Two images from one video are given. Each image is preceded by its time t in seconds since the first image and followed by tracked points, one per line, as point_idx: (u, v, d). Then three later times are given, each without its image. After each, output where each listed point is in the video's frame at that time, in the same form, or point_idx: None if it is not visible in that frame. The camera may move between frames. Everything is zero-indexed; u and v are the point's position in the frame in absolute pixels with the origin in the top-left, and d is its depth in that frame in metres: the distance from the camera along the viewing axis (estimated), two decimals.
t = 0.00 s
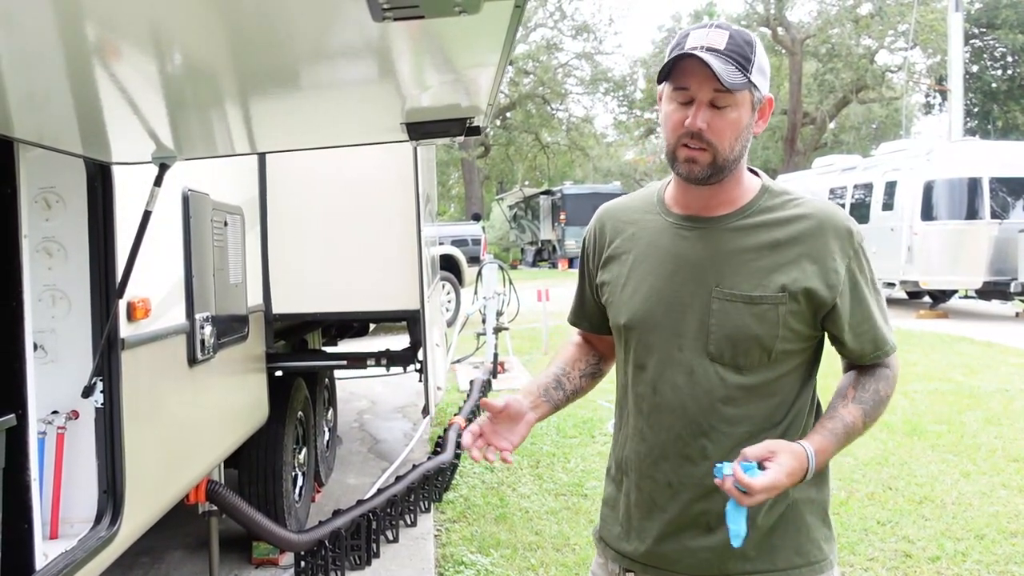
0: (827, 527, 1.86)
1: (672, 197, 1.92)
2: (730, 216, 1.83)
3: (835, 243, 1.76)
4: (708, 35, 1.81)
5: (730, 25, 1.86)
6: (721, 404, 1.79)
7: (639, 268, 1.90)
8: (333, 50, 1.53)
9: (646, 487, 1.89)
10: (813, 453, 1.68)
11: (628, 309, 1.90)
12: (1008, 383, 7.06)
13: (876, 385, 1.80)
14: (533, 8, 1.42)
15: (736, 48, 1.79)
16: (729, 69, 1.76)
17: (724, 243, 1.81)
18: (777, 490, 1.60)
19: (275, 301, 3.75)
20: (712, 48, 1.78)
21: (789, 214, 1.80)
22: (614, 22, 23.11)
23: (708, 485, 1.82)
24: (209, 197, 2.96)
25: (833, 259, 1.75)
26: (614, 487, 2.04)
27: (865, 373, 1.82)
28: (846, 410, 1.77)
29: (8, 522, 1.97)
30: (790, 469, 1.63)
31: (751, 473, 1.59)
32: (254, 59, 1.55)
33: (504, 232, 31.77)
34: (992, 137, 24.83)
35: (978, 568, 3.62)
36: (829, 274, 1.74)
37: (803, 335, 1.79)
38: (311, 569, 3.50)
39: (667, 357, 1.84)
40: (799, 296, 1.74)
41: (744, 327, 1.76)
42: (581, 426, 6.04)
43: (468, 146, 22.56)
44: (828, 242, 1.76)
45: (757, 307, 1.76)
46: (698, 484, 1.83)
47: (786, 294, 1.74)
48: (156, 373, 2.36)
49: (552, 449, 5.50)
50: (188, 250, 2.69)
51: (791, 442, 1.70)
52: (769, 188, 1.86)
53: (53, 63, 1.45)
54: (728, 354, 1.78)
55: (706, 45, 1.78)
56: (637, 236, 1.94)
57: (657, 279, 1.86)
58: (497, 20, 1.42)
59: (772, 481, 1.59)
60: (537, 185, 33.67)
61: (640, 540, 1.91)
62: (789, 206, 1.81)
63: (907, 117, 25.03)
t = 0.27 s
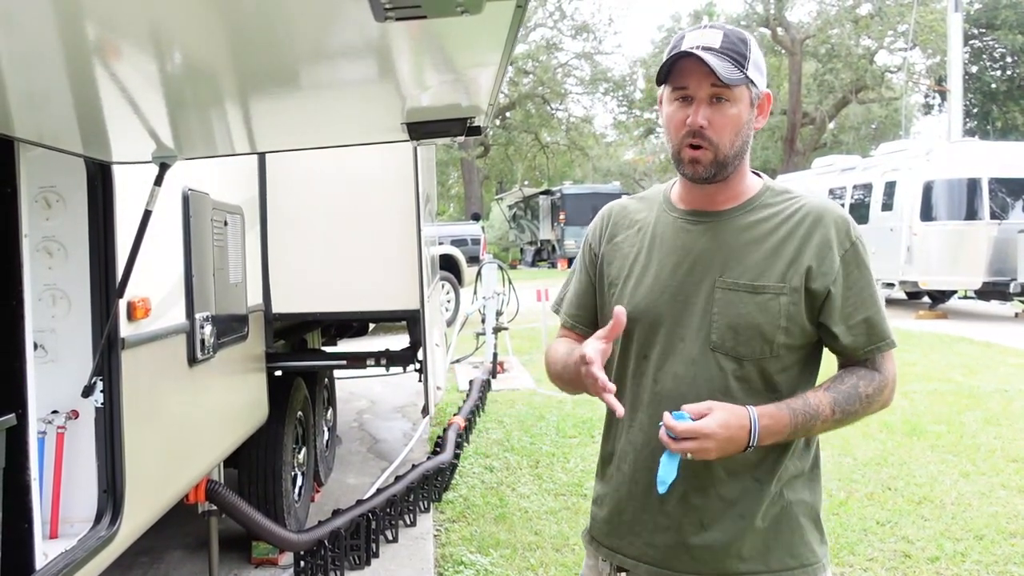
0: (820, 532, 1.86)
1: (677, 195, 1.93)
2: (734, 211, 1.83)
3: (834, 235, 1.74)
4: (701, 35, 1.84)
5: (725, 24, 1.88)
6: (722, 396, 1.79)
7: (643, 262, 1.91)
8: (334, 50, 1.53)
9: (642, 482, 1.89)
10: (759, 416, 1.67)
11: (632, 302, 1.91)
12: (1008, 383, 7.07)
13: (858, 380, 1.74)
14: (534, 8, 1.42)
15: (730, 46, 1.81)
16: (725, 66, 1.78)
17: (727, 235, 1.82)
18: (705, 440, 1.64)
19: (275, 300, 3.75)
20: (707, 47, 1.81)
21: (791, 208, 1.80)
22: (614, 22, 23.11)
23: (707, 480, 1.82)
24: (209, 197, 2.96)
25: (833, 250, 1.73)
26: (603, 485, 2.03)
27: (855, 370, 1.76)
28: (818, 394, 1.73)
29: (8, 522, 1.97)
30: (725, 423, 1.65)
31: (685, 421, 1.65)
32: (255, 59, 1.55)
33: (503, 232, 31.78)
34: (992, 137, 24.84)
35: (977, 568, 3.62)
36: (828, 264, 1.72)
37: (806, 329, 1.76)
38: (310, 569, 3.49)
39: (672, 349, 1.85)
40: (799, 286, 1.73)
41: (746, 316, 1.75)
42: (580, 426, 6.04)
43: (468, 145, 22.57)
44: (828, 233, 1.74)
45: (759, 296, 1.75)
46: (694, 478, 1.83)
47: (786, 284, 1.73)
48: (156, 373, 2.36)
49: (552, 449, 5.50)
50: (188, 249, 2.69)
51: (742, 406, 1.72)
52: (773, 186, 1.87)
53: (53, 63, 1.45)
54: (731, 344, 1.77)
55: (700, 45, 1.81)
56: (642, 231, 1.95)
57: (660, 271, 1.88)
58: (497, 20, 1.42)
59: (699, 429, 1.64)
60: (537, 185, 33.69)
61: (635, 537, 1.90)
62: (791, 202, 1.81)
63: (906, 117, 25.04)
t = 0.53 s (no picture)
0: (812, 528, 1.89)
1: (676, 195, 1.92)
2: (736, 212, 1.84)
3: (837, 238, 1.78)
4: (697, 34, 1.85)
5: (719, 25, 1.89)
6: (730, 398, 1.79)
7: (644, 263, 1.89)
8: (332, 50, 1.53)
9: (644, 483, 1.89)
10: (771, 417, 1.69)
11: (634, 303, 1.88)
12: (1005, 383, 7.07)
13: (854, 380, 1.79)
14: (532, 9, 1.42)
15: (724, 43, 1.82)
16: (718, 61, 1.79)
17: (732, 236, 1.82)
18: (726, 443, 1.64)
19: (274, 300, 3.75)
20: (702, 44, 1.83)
21: (793, 210, 1.82)
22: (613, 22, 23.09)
23: (711, 480, 1.82)
24: (208, 197, 2.95)
25: (837, 252, 1.77)
26: (597, 488, 2.01)
27: (849, 368, 1.82)
28: (819, 393, 1.77)
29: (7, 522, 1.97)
30: (743, 426, 1.65)
31: (706, 424, 1.64)
32: (253, 59, 1.55)
33: (502, 232, 31.77)
34: (990, 137, 24.86)
35: (975, 568, 3.63)
36: (834, 266, 1.76)
37: (809, 329, 1.79)
38: (308, 569, 3.48)
39: (676, 350, 1.84)
40: (806, 288, 1.76)
41: (756, 318, 1.76)
42: (579, 426, 6.04)
43: (466, 145, 22.54)
44: (831, 236, 1.78)
45: (767, 298, 1.76)
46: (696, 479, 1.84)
47: (793, 286, 1.76)
48: (154, 373, 2.36)
49: (550, 449, 5.51)
50: (187, 249, 2.69)
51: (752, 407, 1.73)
52: (770, 189, 1.89)
53: (52, 63, 1.45)
54: (739, 345, 1.78)
55: (696, 43, 1.83)
56: (639, 232, 1.93)
57: (664, 272, 1.86)
58: (496, 21, 1.42)
59: (721, 434, 1.63)
60: (536, 185, 33.68)
61: (635, 538, 1.90)
62: (792, 203, 1.84)
63: (905, 118, 25.06)
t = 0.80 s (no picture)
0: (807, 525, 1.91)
1: (673, 197, 1.92)
2: (735, 214, 1.85)
3: (834, 238, 1.79)
4: (693, 38, 1.86)
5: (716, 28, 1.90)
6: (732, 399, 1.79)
7: (643, 265, 1.89)
8: (332, 51, 1.53)
9: (644, 484, 1.89)
10: (773, 410, 1.70)
11: (633, 306, 1.88)
12: (1003, 383, 7.08)
13: (852, 377, 1.81)
14: (531, 10, 1.43)
15: (719, 47, 1.82)
16: (712, 65, 1.79)
17: (731, 238, 1.82)
18: (733, 434, 1.64)
19: (273, 301, 3.75)
20: (697, 47, 1.83)
21: (790, 211, 1.83)
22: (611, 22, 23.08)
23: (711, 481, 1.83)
24: (207, 198, 2.95)
25: (834, 252, 1.79)
26: (594, 488, 2.01)
27: (845, 366, 1.84)
28: (818, 389, 1.78)
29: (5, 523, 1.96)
30: (747, 418, 1.66)
31: (713, 416, 1.65)
32: (252, 59, 1.55)
33: (500, 232, 31.78)
34: (988, 138, 24.87)
35: (973, 568, 3.63)
36: (831, 266, 1.78)
37: (806, 330, 1.80)
38: (307, 569, 3.49)
39: (677, 353, 1.83)
40: (805, 289, 1.77)
41: (757, 319, 1.77)
42: (577, 426, 6.05)
43: (465, 146, 22.52)
44: (828, 236, 1.79)
45: (768, 300, 1.77)
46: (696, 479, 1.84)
47: (793, 287, 1.77)
48: (153, 373, 2.36)
49: (549, 450, 5.51)
50: (185, 250, 2.69)
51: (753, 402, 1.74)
52: (767, 190, 1.90)
53: (51, 64, 1.45)
54: (740, 347, 1.79)
55: (690, 46, 1.83)
56: (636, 234, 1.93)
57: (663, 275, 1.85)
58: (495, 21, 1.42)
59: (728, 425, 1.64)
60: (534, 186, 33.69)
61: (635, 539, 1.90)
62: (789, 204, 1.85)
63: (903, 118, 25.09)
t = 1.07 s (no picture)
0: (807, 525, 1.91)
1: (671, 198, 1.92)
2: (733, 213, 1.84)
3: (832, 237, 1.80)
4: (685, 39, 1.86)
5: (707, 28, 1.89)
6: (731, 399, 1.79)
7: (642, 265, 1.88)
8: (332, 50, 1.52)
9: (643, 485, 1.89)
10: (769, 413, 1.70)
11: (632, 307, 1.87)
12: (1002, 384, 7.09)
13: (849, 375, 1.81)
14: (531, 10, 1.43)
15: (713, 48, 1.82)
16: (707, 67, 1.79)
17: (729, 238, 1.82)
18: (729, 441, 1.64)
19: (271, 301, 3.75)
20: (691, 49, 1.83)
21: (788, 210, 1.83)
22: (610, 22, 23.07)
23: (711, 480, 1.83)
24: (206, 198, 2.95)
25: (833, 252, 1.79)
26: (593, 489, 2.01)
27: (844, 365, 1.84)
28: (814, 389, 1.78)
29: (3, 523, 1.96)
30: (743, 423, 1.66)
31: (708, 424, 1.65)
32: (252, 60, 1.55)
33: (499, 233, 31.78)
34: (987, 138, 24.89)
35: (972, 568, 3.63)
36: (830, 265, 1.78)
37: (805, 329, 1.80)
38: (306, 569, 3.49)
39: (675, 353, 1.83)
40: (804, 288, 1.77)
41: (755, 319, 1.77)
42: (576, 427, 6.05)
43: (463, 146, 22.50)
44: (827, 235, 1.79)
45: (767, 299, 1.77)
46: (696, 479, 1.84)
47: (791, 287, 1.77)
48: (152, 374, 2.35)
49: (548, 450, 5.51)
50: (184, 250, 2.68)
51: (749, 404, 1.74)
52: (764, 189, 1.90)
53: (50, 63, 1.45)
54: (740, 347, 1.78)
55: (684, 48, 1.83)
56: (634, 235, 1.92)
57: (661, 276, 1.85)
58: (496, 21, 1.41)
59: (723, 431, 1.63)
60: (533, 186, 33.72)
61: (634, 539, 1.90)
62: (786, 204, 1.85)
63: (901, 119, 25.10)
